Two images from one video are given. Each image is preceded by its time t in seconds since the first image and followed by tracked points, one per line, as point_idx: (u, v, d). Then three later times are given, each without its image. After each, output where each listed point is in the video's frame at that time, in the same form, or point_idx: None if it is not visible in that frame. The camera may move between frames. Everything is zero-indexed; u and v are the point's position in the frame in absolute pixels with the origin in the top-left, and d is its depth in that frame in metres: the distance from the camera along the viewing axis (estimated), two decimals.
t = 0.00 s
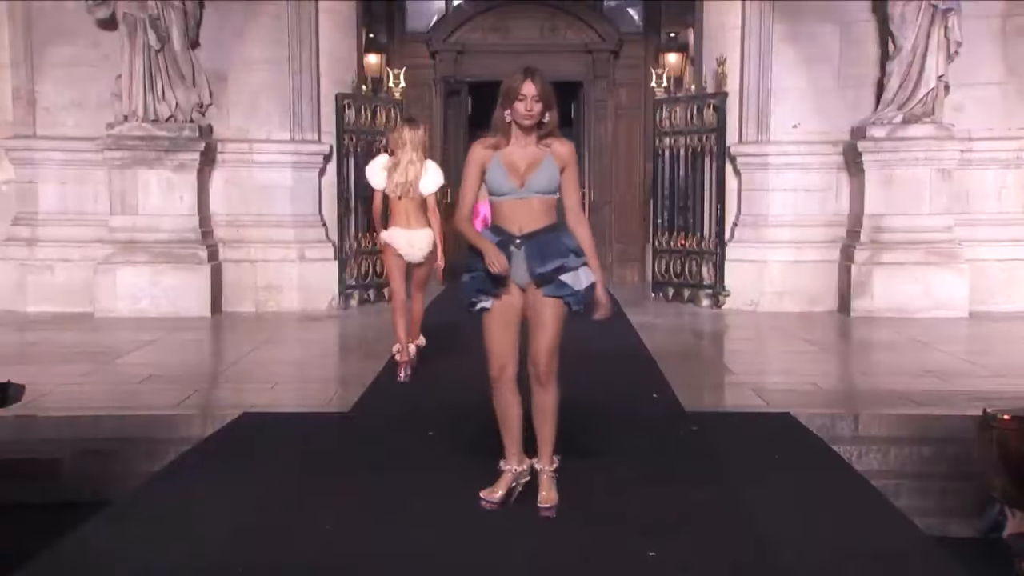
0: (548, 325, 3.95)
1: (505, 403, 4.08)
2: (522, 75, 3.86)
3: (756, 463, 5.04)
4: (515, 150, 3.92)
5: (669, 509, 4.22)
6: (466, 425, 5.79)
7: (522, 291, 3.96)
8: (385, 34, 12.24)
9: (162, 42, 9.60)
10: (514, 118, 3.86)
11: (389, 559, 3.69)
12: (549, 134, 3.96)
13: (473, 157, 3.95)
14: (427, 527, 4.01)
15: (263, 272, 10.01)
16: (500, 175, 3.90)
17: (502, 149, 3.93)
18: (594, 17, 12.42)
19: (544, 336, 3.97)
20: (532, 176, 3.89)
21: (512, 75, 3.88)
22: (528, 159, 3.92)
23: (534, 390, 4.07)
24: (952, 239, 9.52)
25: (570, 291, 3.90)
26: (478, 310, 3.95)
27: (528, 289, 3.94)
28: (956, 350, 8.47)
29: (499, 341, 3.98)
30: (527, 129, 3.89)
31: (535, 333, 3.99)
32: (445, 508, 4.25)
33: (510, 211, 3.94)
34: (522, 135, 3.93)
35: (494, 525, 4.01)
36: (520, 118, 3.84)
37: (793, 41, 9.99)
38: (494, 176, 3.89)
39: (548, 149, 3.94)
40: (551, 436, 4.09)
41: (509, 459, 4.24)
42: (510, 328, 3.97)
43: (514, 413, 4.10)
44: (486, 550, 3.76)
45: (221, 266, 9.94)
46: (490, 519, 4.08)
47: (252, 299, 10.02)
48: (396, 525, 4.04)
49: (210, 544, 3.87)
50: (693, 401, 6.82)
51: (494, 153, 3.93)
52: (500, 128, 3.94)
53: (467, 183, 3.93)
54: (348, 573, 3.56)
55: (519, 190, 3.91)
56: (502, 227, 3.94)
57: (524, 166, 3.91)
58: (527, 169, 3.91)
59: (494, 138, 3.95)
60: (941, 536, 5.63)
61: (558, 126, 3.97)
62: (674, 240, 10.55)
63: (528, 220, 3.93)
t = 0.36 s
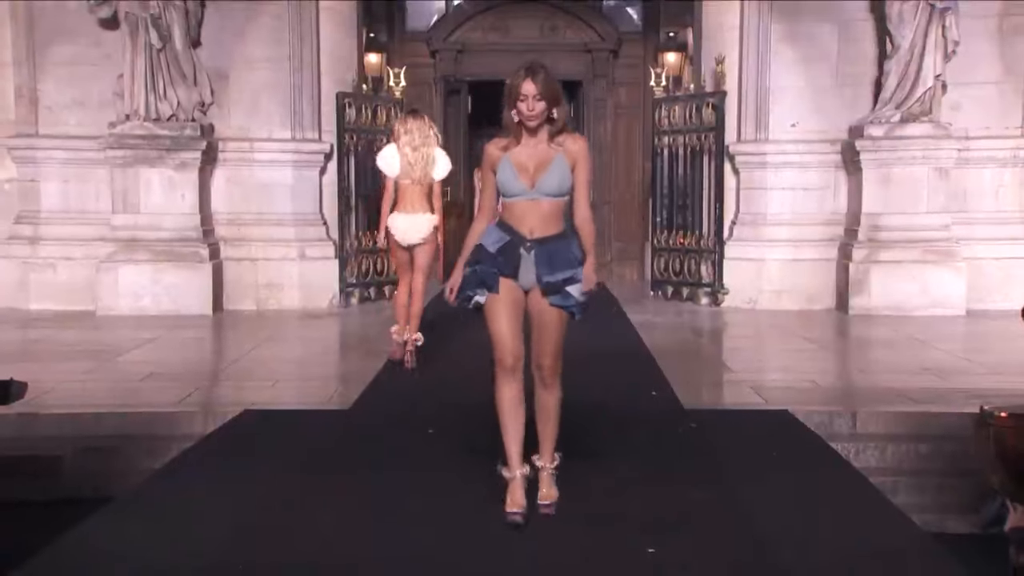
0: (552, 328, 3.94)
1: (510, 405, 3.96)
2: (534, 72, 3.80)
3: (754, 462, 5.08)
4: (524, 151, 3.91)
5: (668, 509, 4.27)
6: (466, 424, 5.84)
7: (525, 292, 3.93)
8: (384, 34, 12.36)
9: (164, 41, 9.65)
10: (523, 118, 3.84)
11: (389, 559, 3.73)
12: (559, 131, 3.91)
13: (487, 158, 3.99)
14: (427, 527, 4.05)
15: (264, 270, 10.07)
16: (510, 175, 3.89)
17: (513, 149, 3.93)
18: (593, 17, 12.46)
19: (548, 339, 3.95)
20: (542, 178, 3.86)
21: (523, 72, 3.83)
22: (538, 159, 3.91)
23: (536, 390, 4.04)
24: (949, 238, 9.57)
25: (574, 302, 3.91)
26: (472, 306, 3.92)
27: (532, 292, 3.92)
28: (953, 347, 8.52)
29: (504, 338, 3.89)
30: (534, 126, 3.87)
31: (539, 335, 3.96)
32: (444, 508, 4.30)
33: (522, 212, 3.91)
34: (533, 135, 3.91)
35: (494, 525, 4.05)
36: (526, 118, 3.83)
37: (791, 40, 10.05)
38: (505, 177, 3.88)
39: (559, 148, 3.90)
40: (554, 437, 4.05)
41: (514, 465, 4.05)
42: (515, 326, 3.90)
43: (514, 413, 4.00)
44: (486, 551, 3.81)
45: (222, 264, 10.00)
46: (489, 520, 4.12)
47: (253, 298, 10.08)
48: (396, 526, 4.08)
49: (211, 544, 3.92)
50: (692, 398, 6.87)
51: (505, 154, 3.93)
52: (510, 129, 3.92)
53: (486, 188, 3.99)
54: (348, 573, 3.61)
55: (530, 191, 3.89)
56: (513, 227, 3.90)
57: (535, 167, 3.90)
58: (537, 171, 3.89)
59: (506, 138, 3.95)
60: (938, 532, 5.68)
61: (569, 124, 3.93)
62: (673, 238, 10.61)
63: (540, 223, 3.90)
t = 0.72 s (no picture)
0: (545, 325, 4.02)
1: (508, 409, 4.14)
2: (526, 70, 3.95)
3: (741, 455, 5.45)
4: (515, 149, 4.03)
5: (660, 502, 4.64)
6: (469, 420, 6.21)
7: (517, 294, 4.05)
8: (388, 40, 12.86)
9: (177, 49, 10.02)
10: (516, 114, 3.98)
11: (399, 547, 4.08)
12: (549, 129, 4.04)
13: (473, 155, 4.08)
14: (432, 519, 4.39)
15: (273, 268, 10.47)
16: (502, 173, 4.00)
17: (503, 146, 4.05)
18: (590, 24, 12.86)
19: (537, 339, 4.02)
20: (535, 177, 3.99)
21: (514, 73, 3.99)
22: (529, 157, 4.03)
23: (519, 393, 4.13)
24: (932, 237, 9.97)
25: (570, 300, 4.03)
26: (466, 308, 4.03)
27: (527, 291, 4.03)
28: (933, 342, 8.93)
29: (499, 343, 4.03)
30: (523, 123, 4.00)
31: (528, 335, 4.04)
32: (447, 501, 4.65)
33: (515, 213, 4.05)
34: (522, 130, 4.04)
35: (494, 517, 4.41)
36: (518, 110, 3.96)
37: (781, 47, 10.44)
38: (497, 175, 4.00)
39: (549, 145, 4.03)
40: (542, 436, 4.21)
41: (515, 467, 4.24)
42: (514, 341, 4.08)
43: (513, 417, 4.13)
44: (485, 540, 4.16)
45: (233, 262, 10.40)
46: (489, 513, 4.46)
47: (263, 295, 10.48)
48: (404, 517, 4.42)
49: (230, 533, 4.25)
50: (685, 392, 7.25)
51: (494, 152, 4.04)
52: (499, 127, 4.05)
53: (472, 186, 4.14)
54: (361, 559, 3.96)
55: (523, 191, 4.02)
56: (507, 226, 4.05)
57: (526, 165, 4.02)
58: (529, 170, 4.02)
59: (495, 135, 4.08)
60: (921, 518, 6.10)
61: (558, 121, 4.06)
62: (666, 238, 11.01)
63: (532, 223, 4.04)
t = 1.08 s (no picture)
0: (544, 331, 4.05)
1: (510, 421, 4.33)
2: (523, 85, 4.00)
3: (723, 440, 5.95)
4: (509, 164, 4.08)
5: (655, 485, 5.00)
6: (474, 411, 6.74)
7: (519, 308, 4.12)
8: (395, 51, 13.38)
9: (196, 58, 10.57)
10: (512, 130, 4.04)
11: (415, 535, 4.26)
12: (543, 146, 4.12)
13: (467, 163, 4.12)
14: (443, 512, 4.57)
15: (286, 266, 11.04)
16: (493, 189, 4.06)
17: (496, 159, 4.09)
18: (586, 34, 13.43)
19: (535, 350, 4.02)
20: (526, 196, 4.05)
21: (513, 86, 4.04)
22: (522, 173, 4.09)
23: (515, 402, 4.09)
24: (910, 237, 10.53)
25: (573, 305, 4.04)
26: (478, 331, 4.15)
27: (526, 302, 4.07)
28: (911, 336, 9.49)
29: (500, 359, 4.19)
30: (521, 138, 4.05)
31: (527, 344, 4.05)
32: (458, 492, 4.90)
33: (504, 229, 4.10)
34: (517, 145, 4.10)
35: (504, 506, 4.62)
36: (515, 123, 4.02)
37: (767, 57, 11.02)
38: (488, 189, 4.05)
39: (544, 166, 4.12)
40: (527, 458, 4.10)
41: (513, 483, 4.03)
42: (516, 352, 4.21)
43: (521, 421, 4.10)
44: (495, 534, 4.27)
45: (248, 261, 10.98)
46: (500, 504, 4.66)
47: (276, 291, 11.06)
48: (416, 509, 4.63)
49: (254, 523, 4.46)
50: (677, 383, 7.81)
51: (487, 164, 4.08)
52: (495, 139, 4.08)
53: (462, 189, 4.13)
54: (380, 542, 4.18)
55: (513, 208, 4.08)
56: (495, 247, 4.11)
57: (520, 183, 4.08)
58: (521, 188, 4.07)
59: (489, 145, 4.11)
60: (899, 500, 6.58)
61: (553, 139, 4.14)
62: (659, 237, 11.59)
63: (520, 238, 4.10)
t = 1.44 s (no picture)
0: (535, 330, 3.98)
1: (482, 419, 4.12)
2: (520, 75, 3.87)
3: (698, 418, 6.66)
4: (504, 155, 3.97)
5: (646, 462, 5.24)
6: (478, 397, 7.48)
7: (507, 301, 3.94)
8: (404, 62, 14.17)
9: (217, 68, 11.34)
10: (507, 120, 3.91)
11: (413, 517, 4.40)
12: (540, 133, 3.98)
13: (467, 158, 4.03)
14: (442, 493, 4.77)
15: (302, 262, 11.84)
16: (489, 178, 3.93)
17: (493, 152, 3.99)
18: (581, 45, 14.27)
19: (526, 352, 4.01)
20: (522, 182, 3.90)
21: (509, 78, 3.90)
22: (517, 163, 3.96)
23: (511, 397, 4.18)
24: (883, 235, 11.30)
25: (560, 306, 3.92)
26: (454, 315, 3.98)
27: (516, 298, 3.93)
28: (884, 327, 10.27)
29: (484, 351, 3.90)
30: (515, 128, 3.93)
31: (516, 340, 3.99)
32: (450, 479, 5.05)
33: (501, 220, 3.95)
34: (513, 135, 3.97)
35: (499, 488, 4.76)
36: (508, 114, 3.89)
37: (750, 67, 11.82)
38: (484, 178, 3.93)
39: (539, 151, 3.96)
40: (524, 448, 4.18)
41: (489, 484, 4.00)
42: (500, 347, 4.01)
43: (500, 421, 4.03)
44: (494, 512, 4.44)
45: (265, 257, 11.77)
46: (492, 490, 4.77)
47: (292, 285, 11.87)
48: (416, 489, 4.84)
49: (248, 513, 4.50)
50: (665, 370, 8.65)
51: (484, 156, 3.98)
52: (492, 132, 3.98)
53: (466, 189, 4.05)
54: (377, 530, 4.23)
55: (509, 197, 3.93)
56: (494, 234, 3.95)
57: (515, 176, 3.93)
58: (516, 174, 3.93)
59: (486, 139, 4.01)
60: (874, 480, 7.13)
61: (549, 126, 3.99)
62: (649, 236, 12.36)
63: (519, 229, 3.94)
